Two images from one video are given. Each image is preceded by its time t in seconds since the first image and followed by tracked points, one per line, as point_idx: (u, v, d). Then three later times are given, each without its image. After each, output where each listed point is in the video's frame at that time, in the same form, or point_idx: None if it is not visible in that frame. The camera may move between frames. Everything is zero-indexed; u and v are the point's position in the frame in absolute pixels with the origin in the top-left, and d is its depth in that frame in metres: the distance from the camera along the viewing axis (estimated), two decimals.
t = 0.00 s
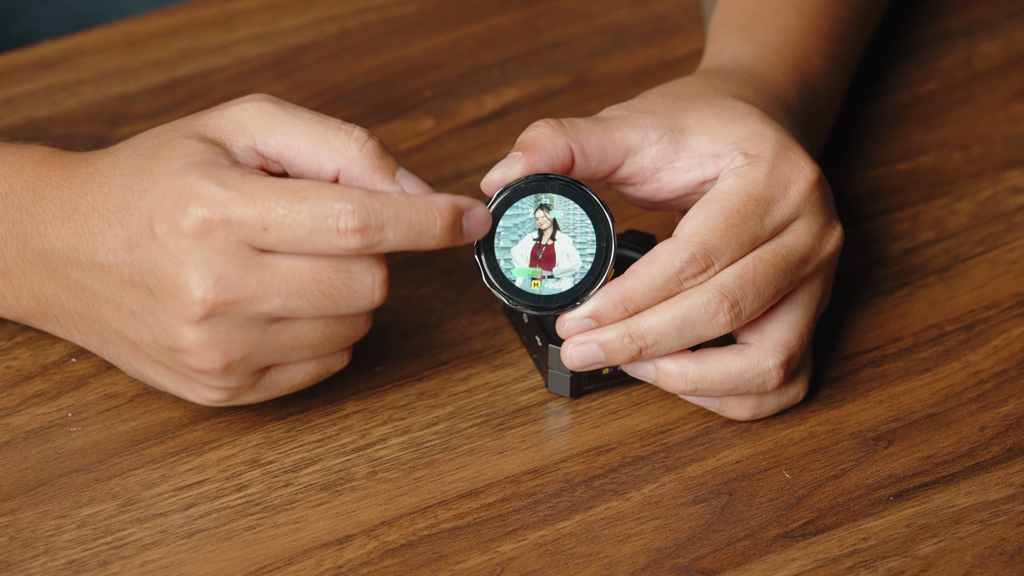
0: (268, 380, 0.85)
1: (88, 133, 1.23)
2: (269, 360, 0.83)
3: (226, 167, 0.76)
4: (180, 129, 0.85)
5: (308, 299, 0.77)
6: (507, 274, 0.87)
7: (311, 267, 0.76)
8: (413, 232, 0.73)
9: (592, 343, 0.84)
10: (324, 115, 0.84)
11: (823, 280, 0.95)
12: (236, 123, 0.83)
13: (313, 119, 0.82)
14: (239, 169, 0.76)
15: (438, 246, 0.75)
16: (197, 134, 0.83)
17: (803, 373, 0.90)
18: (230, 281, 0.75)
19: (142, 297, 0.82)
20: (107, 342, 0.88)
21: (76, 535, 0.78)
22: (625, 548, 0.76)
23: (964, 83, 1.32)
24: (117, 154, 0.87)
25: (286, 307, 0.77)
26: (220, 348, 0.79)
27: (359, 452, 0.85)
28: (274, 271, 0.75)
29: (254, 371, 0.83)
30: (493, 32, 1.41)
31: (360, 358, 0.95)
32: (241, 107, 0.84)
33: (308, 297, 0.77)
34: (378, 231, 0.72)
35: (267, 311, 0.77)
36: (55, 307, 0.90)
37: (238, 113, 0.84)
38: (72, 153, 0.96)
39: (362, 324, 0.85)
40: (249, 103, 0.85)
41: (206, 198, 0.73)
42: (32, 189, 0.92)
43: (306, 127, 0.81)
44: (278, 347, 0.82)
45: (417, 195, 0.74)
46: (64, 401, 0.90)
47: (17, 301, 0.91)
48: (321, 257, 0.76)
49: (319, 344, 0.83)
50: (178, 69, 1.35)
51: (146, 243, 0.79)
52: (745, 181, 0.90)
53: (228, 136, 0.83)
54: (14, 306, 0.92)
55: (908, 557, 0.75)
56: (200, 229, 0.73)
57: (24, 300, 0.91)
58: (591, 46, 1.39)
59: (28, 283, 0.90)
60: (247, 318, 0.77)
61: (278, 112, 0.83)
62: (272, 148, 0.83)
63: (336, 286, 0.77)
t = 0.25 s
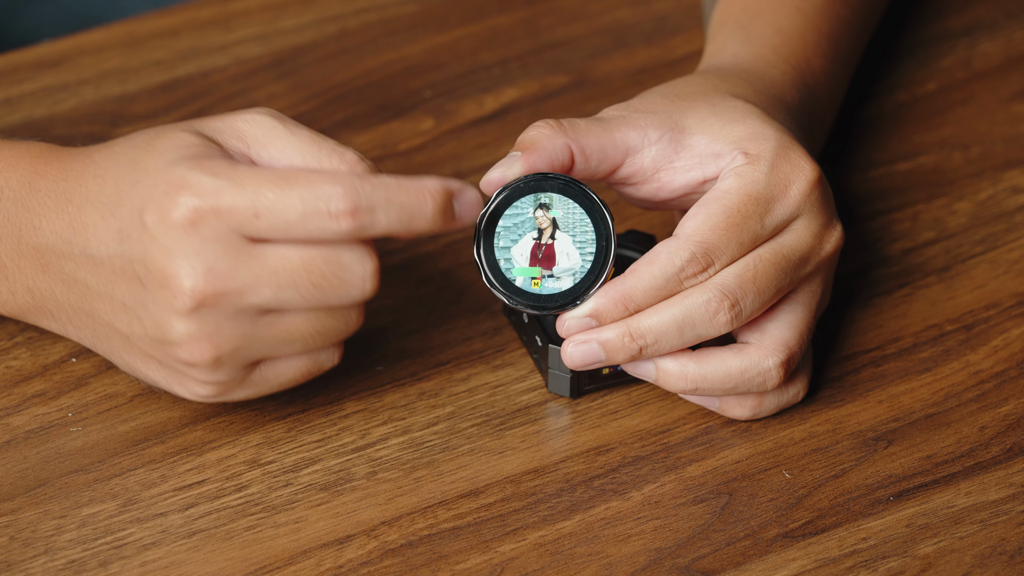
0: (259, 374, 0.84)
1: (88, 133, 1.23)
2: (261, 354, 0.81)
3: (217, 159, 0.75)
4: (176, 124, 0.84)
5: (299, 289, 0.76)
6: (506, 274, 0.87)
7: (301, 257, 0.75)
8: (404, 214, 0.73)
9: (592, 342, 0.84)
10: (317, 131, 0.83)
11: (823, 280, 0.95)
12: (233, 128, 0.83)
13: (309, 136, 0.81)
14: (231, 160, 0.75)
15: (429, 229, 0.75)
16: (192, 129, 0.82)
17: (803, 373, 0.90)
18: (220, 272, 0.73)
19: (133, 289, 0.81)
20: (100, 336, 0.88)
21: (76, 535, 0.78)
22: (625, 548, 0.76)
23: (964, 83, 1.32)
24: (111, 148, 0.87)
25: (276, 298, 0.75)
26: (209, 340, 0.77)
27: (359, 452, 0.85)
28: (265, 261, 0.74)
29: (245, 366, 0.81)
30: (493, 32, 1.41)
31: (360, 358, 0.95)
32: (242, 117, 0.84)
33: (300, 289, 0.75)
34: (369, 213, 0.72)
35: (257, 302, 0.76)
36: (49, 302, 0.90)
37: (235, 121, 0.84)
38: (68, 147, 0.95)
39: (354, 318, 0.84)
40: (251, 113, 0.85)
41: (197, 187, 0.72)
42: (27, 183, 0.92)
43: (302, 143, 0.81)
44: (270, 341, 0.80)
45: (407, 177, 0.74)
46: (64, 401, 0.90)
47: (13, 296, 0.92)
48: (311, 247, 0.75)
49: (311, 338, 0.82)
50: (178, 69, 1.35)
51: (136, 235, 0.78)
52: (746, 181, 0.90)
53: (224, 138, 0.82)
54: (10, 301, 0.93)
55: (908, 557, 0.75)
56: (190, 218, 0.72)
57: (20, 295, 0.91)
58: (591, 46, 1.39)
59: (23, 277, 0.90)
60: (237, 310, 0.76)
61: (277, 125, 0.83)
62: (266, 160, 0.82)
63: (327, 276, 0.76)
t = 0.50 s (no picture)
0: (243, 340, 0.85)
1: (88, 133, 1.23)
2: (243, 318, 0.82)
3: (185, 119, 0.75)
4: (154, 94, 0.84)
5: (275, 245, 0.76)
6: (507, 276, 0.87)
7: (274, 212, 0.75)
8: (369, 155, 0.71)
9: (593, 344, 0.84)
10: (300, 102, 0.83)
11: (823, 280, 0.95)
12: (213, 97, 0.83)
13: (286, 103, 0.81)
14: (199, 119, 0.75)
15: (400, 170, 0.73)
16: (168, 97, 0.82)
17: (804, 373, 0.90)
18: (193, 231, 0.74)
19: (113, 258, 0.81)
20: (91, 313, 0.89)
21: (76, 535, 0.78)
22: (625, 548, 0.76)
23: (964, 83, 1.32)
24: (92, 121, 0.87)
25: (252, 256, 0.76)
26: (189, 304, 0.78)
27: (359, 452, 0.85)
28: (237, 219, 0.74)
29: (226, 330, 0.82)
30: (493, 32, 1.41)
31: (360, 358, 0.95)
32: (223, 88, 0.84)
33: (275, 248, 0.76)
34: (333, 155, 0.70)
35: (232, 262, 0.76)
36: (42, 282, 0.90)
37: (214, 91, 0.84)
38: (57, 127, 0.95)
39: (334, 276, 0.84)
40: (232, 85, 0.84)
41: (164, 148, 0.72)
42: (17, 164, 0.92)
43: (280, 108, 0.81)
44: (250, 302, 0.81)
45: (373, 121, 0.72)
46: (64, 401, 0.90)
47: (8, 278, 0.92)
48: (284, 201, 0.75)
49: (292, 298, 0.83)
50: (178, 69, 1.35)
51: (111, 202, 0.78)
52: (746, 181, 0.90)
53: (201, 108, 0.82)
54: (5, 284, 0.93)
55: (908, 557, 0.75)
56: (159, 179, 0.72)
57: (15, 278, 0.92)
58: (590, 46, 1.39)
59: (16, 258, 0.91)
60: (214, 271, 0.76)
61: (255, 94, 0.82)
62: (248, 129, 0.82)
63: (301, 232, 0.76)
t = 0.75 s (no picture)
0: (255, 338, 0.86)
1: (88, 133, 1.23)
2: (254, 316, 0.83)
3: (197, 120, 0.75)
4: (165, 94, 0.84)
5: (288, 242, 0.76)
6: (509, 273, 0.87)
7: (286, 212, 0.75)
8: (378, 168, 0.70)
9: (595, 344, 0.84)
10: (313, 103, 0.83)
11: (824, 281, 0.95)
12: (224, 96, 0.83)
13: (296, 102, 0.81)
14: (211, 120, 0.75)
15: (410, 182, 0.72)
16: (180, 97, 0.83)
17: (805, 374, 0.90)
18: (207, 230, 0.74)
19: (125, 257, 0.81)
20: (101, 312, 0.88)
21: (76, 535, 0.78)
22: (624, 548, 0.76)
23: (964, 83, 1.32)
24: (104, 121, 0.87)
25: (265, 253, 0.76)
26: (203, 302, 0.78)
27: (359, 452, 0.85)
28: (250, 218, 0.74)
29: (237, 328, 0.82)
30: (493, 32, 1.41)
31: (360, 358, 0.95)
32: (233, 87, 0.84)
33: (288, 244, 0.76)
34: (342, 166, 0.70)
35: (246, 259, 0.76)
36: (51, 280, 0.90)
37: (225, 89, 0.84)
38: (66, 128, 0.95)
39: (343, 272, 0.85)
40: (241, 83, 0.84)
41: (177, 148, 0.72)
42: (27, 162, 0.91)
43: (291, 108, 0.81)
44: (262, 299, 0.81)
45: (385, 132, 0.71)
46: (64, 401, 0.90)
47: (17, 277, 0.92)
48: (296, 202, 0.75)
49: (302, 294, 0.83)
50: (178, 69, 1.35)
51: (124, 201, 0.78)
52: (749, 181, 0.90)
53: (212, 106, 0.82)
54: (14, 282, 0.93)
55: (908, 557, 0.75)
56: (172, 178, 0.73)
57: (24, 276, 0.92)
58: (590, 46, 1.39)
59: (26, 258, 0.91)
60: (227, 268, 0.77)
61: (267, 93, 0.82)
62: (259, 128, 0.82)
63: (313, 228, 0.77)
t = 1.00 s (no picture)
0: (277, 355, 0.86)
1: (88, 133, 1.22)
2: (279, 333, 0.84)
3: (232, 139, 0.75)
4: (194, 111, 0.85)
5: (318, 264, 0.77)
6: (510, 273, 0.87)
7: (318, 235, 0.76)
8: (417, 197, 0.71)
9: (594, 344, 0.84)
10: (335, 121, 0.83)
11: (824, 280, 0.95)
12: (249, 114, 0.83)
13: (324, 124, 0.81)
14: (246, 140, 0.75)
15: (444, 212, 0.73)
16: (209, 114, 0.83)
17: (804, 374, 0.90)
18: (241, 251, 0.74)
19: (151, 271, 0.81)
20: (118, 324, 0.88)
21: (76, 535, 0.78)
22: (624, 548, 0.76)
23: (964, 83, 1.32)
24: (129, 134, 0.87)
25: (296, 274, 0.77)
26: (230, 321, 0.79)
27: (359, 452, 0.85)
28: (282, 239, 0.75)
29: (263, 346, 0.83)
30: (493, 32, 1.41)
31: (360, 358, 0.95)
32: (257, 104, 0.84)
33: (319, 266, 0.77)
34: (382, 195, 0.70)
35: (277, 279, 0.77)
36: (66, 289, 0.90)
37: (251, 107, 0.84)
38: (85, 138, 0.96)
39: (365, 292, 0.86)
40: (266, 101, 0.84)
41: (213, 168, 0.73)
42: (44, 171, 0.92)
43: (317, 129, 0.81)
44: (288, 317, 0.82)
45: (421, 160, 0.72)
46: (64, 401, 0.90)
47: (29, 284, 0.92)
48: (328, 225, 0.76)
49: (327, 313, 0.84)
50: (178, 69, 1.35)
51: (154, 218, 0.78)
52: (749, 181, 0.90)
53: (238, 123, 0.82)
54: (25, 290, 0.93)
55: (908, 557, 0.75)
56: (208, 199, 0.73)
57: (37, 284, 0.91)
58: (590, 46, 1.39)
59: (42, 267, 0.91)
60: (256, 287, 0.77)
61: (293, 113, 0.83)
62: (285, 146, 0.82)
63: (345, 252, 0.77)
